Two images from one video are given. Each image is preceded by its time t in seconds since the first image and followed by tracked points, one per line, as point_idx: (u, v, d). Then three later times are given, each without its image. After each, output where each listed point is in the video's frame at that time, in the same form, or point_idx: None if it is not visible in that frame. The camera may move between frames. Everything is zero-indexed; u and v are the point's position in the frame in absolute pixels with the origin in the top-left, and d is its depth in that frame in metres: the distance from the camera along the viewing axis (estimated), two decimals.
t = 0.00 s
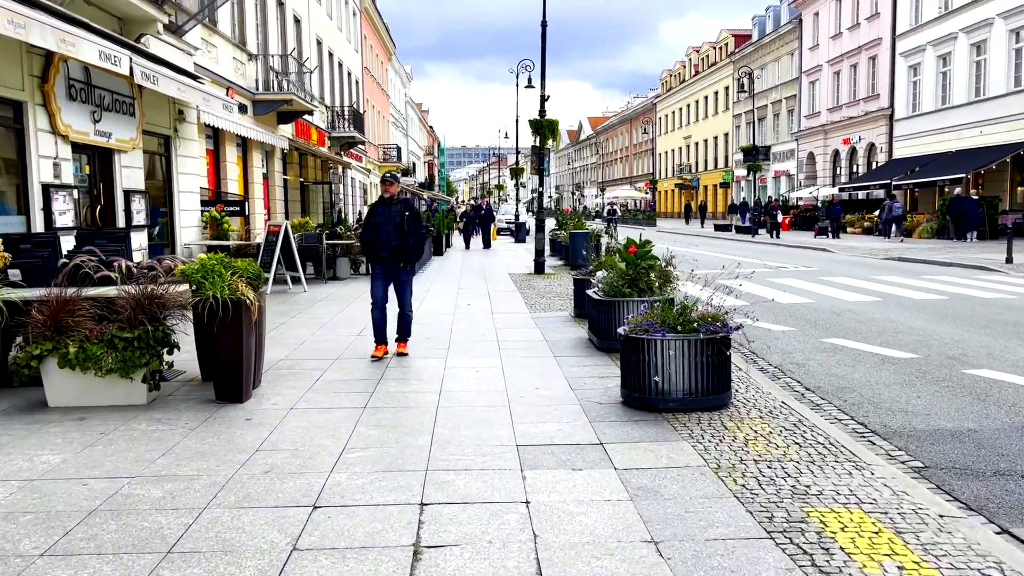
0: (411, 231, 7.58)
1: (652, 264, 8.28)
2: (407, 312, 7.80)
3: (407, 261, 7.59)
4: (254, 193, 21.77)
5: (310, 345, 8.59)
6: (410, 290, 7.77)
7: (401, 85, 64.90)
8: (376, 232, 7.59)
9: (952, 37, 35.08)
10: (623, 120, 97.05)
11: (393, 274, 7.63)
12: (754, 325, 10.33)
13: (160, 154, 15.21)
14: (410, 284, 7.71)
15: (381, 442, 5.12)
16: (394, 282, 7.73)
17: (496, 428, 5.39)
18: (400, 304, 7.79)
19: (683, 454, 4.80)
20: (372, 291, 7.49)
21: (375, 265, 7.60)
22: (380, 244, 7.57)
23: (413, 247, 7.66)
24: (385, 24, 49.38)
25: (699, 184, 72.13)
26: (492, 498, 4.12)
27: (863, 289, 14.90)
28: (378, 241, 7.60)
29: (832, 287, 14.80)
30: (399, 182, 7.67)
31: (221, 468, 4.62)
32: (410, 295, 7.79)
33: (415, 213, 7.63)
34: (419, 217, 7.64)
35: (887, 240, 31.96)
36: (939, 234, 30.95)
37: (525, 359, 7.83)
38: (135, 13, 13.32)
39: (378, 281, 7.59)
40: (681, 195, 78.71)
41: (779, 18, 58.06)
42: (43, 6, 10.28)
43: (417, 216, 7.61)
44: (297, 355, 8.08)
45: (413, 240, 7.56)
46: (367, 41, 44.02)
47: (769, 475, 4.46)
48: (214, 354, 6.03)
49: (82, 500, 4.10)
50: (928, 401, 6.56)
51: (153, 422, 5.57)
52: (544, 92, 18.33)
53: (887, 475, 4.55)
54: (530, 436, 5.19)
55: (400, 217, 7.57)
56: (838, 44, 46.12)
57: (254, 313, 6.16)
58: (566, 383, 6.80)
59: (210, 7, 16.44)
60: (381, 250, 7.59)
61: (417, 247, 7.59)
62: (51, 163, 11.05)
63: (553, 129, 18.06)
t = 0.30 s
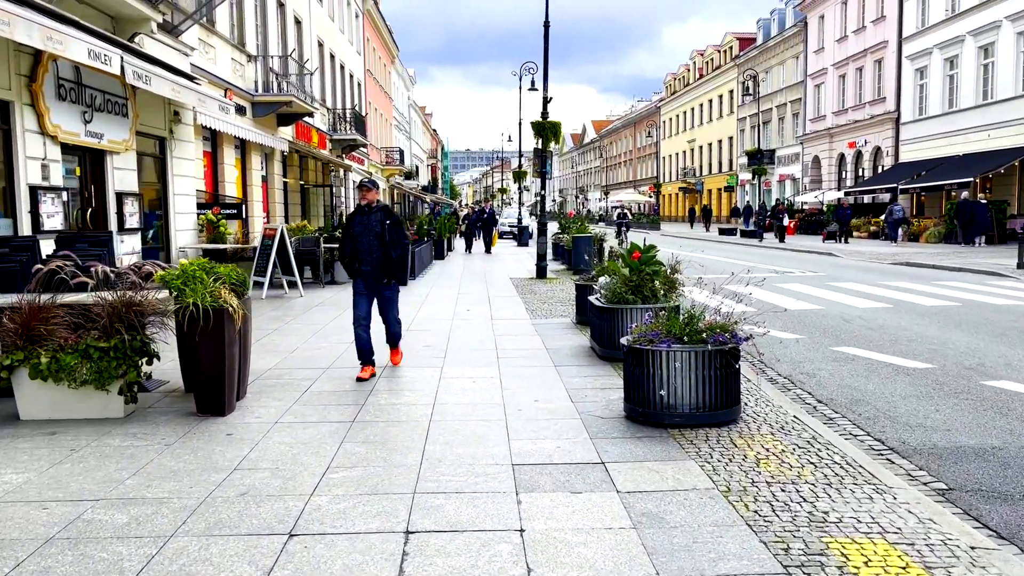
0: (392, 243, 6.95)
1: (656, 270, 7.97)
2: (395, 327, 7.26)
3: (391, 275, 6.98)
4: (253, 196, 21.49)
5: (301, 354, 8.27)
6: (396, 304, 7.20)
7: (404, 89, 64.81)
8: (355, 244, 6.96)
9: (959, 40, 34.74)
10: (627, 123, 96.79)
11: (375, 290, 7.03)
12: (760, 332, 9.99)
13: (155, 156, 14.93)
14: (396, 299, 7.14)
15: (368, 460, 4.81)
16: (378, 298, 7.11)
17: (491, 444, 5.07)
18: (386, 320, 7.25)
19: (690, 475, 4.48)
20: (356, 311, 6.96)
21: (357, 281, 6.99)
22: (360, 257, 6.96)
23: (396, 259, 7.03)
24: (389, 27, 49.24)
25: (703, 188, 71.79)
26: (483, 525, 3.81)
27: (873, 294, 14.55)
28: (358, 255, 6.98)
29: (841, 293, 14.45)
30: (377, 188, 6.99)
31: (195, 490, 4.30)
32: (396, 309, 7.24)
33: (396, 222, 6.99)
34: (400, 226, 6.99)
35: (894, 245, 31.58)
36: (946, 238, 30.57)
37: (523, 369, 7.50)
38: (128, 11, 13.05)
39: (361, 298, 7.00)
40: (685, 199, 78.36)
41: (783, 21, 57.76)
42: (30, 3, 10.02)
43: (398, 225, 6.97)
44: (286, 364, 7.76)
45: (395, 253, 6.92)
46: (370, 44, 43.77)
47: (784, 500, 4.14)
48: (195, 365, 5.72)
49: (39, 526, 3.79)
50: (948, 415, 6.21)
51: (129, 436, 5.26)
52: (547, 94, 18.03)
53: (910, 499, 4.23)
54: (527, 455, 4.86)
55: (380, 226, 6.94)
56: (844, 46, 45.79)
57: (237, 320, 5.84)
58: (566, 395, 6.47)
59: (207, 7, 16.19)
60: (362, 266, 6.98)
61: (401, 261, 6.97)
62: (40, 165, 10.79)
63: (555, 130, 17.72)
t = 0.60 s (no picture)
0: (373, 244, 6.25)
1: (660, 274, 7.64)
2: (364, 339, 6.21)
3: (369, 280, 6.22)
4: (252, 198, 21.21)
5: (290, 362, 7.94)
6: (370, 314, 6.29)
7: (407, 91, 64.54)
8: (330, 246, 6.24)
9: (967, 41, 34.37)
10: (631, 126, 96.54)
11: (350, 298, 6.27)
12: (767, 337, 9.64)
13: (148, 157, 14.64)
14: (370, 308, 6.27)
15: (350, 480, 4.49)
16: (353, 308, 6.31)
17: (482, 463, 4.74)
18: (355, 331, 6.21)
19: (696, 499, 4.15)
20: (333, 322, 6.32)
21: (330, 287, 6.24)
22: (335, 261, 6.23)
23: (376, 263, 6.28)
24: (392, 28, 49.05)
25: (707, 191, 71.48)
26: (470, 556, 3.48)
27: (881, 299, 14.22)
28: (333, 257, 6.25)
29: (850, 298, 14.09)
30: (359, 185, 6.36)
31: (160, 514, 3.97)
32: (369, 319, 6.29)
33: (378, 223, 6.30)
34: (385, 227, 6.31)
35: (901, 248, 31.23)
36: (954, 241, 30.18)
37: (521, 378, 7.16)
38: (120, 9, 12.76)
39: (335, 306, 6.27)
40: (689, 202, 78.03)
41: (788, 23, 57.45)
42: None
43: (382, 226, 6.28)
44: (274, 373, 7.43)
45: (376, 254, 6.22)
46: (372, 45, 43.54)
47: (798, 528, 3.80)
48: (170, 376, 5.39)
49: None
50: (969, 431, 5.85)
51: (98, 452, 4.94)
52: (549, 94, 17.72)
53: (937, 526, 3.88)
54: (520, 475, 4.53)
55: (360, 226, 6.24)
56: (850, 48, 45.46)
57: (217, 328, 5.51)
58: (564, 406, 6.13)
59: (203, 5, 15.91)
60: (336, 269, 6.23)
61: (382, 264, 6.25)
62: (26, 166, 10.50)
63: (557, 132, 17.43)
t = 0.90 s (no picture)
0: (357, 251, 5.53)
1: (669, 278, 7.30)
2: (345, 359, 5.55)
3: (350, 293, 5.51)
4: (252, 199, 20.91)
5: (284, 369, 7.62)
6: (351, 331, 5.57)
7: (411, 93, 64.22)
8: (308, 252, 5.51)
9: (976, 42, 33.99)
10: (635, 128, 96.19)
11: (327, 311, 5.56)
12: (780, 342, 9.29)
13: (145, 157, 14.35)
14: (350, 325, 5.55)
15: (340, 499, 4.16)
16: (331, 322, 5.60)
17: (482, 480, 4.41)
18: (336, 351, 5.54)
19: (715, 522, 3.83)
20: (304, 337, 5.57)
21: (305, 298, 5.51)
22: (312, 268, 5.48)
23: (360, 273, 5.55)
24: (395, 29, 48.82)
25: (712, 193, 71.06)
26: None
27: (894, 302, 13.85)
28: (311, 264, 5.50)
29: (862, 302, 13.75)
30: (343, 185, 5.65)
31: (131, 538, 3.66)
32: (349, 339, 5.58)
33: (363, 229, 5.60)
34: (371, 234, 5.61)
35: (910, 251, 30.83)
36: (964, 244, 29.78)
37: (524, 386, 6.83)
38: (115, 6, 12.49)
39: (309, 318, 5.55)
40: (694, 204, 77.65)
41: (794, 24, 57.14)
42: None
43: (367, 233, 5.59)
44: (265, 380, 7.12)
45: (359, 264, 5.51)
46: (375, 46, 43.27)
47: (828, 556, 3.47)
48: (151, 386, 5.07)
49: None
50: (1000, 444, 5.49)
51: (72, 468, 4.62)
52: (553, 93, 17.39)
53: (980, 554, 3.54)
54: (523, 493, 4.21)
55: (342, 231, 5.53)
56: (856, 49, 45.07)
57: (202, 333, 5.19)
58: (570, 417, 5.80)
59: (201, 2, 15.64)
60: (312, 277, 5.48)
61: (365, 276, 5.54)
62: (16, 165, 10.21)
63: (562, 132, 17.14)
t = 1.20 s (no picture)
0: (335, 261, 4.83)
1: (683, 285, 6.95)
2: (341, 380, 5.11)
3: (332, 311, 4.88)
4: (252, 201, 20.61)
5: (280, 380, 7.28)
6: (340, 354, 5.07)
7: (414, 94, 63.94)
8: (281, 265, 4.85)
9: (985, 42, 33.60)
10: (639, 129, 95.82)
11: (307, 331, 4.94)
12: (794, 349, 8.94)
13: (141, 158, 14.04)
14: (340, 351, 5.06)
15: (333, 531, 3.81)
16: (313, 343, 4.99)
17: (488, 509, 4.07)
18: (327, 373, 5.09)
19: (743, 558, 3.48)
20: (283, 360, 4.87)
21: (281, 317, 4.88)
22: (287, 283, 4.85)
23: (341, 288, 4.86)
24: (398, 31, 48.59)
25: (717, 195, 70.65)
26: None
27: (909, 308, 13.47)
28: (285, 279, 4.85)
29: (876, 307, 13.38)
30: (315, 183, 4.88)
31: None
32: (340, 360, 5.10)
33: (341, 233, 4.86)
34: (351, 238, 4.89)
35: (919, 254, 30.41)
36: (974, 246, 29.38)
37: (532, 401, 6.46)
38: (110, 4, 12.18)
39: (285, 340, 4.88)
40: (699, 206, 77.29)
41: (800, 25, 56.81)
42: None
43: (346, 237, 4.86)
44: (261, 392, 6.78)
45: (337, 276, 4.82)
46: (377, 47, 42.93)
47: None
48: (133, 404, 4.74)
49: None
50: None
51: (45, 494, 4.28)
52: (558, 94, 17.05)
53: None
54: (532, 525, 3.86)
55: (315, 239, 4.81)
56: (863, 50, 44.66)
57: (189, 348, 4.86)
58: (581, 436, 5.44)
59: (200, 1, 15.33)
60: (288, 293, 4.84)
61: (347, 288, 4.87)
62: (5, 167, 9.90)
63: (568, 133, 16.79)
